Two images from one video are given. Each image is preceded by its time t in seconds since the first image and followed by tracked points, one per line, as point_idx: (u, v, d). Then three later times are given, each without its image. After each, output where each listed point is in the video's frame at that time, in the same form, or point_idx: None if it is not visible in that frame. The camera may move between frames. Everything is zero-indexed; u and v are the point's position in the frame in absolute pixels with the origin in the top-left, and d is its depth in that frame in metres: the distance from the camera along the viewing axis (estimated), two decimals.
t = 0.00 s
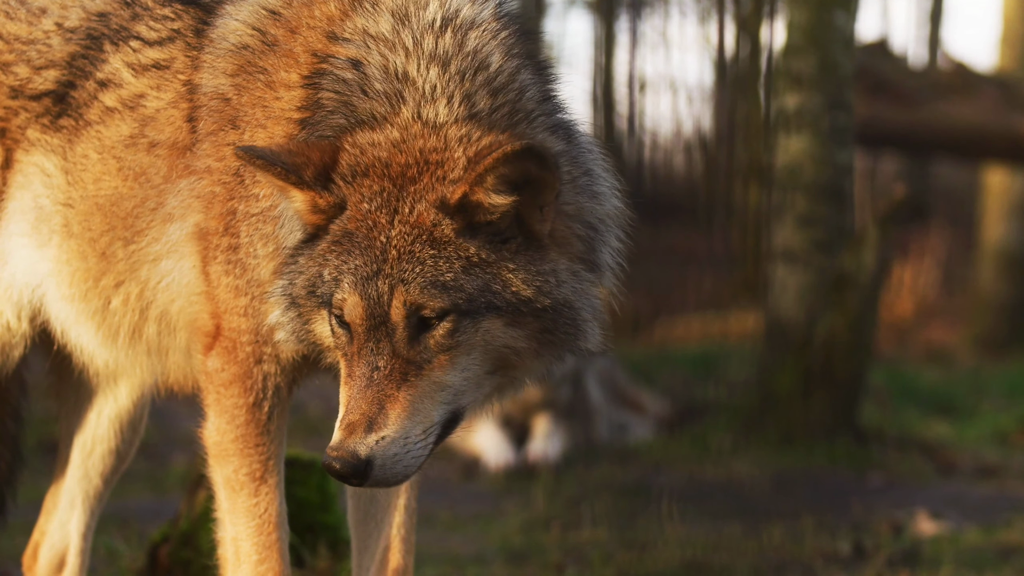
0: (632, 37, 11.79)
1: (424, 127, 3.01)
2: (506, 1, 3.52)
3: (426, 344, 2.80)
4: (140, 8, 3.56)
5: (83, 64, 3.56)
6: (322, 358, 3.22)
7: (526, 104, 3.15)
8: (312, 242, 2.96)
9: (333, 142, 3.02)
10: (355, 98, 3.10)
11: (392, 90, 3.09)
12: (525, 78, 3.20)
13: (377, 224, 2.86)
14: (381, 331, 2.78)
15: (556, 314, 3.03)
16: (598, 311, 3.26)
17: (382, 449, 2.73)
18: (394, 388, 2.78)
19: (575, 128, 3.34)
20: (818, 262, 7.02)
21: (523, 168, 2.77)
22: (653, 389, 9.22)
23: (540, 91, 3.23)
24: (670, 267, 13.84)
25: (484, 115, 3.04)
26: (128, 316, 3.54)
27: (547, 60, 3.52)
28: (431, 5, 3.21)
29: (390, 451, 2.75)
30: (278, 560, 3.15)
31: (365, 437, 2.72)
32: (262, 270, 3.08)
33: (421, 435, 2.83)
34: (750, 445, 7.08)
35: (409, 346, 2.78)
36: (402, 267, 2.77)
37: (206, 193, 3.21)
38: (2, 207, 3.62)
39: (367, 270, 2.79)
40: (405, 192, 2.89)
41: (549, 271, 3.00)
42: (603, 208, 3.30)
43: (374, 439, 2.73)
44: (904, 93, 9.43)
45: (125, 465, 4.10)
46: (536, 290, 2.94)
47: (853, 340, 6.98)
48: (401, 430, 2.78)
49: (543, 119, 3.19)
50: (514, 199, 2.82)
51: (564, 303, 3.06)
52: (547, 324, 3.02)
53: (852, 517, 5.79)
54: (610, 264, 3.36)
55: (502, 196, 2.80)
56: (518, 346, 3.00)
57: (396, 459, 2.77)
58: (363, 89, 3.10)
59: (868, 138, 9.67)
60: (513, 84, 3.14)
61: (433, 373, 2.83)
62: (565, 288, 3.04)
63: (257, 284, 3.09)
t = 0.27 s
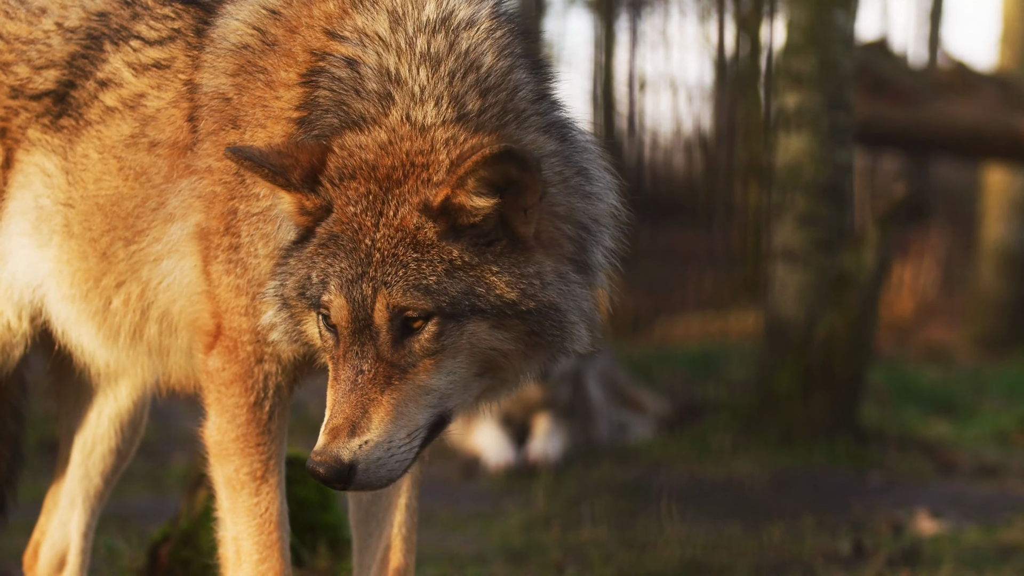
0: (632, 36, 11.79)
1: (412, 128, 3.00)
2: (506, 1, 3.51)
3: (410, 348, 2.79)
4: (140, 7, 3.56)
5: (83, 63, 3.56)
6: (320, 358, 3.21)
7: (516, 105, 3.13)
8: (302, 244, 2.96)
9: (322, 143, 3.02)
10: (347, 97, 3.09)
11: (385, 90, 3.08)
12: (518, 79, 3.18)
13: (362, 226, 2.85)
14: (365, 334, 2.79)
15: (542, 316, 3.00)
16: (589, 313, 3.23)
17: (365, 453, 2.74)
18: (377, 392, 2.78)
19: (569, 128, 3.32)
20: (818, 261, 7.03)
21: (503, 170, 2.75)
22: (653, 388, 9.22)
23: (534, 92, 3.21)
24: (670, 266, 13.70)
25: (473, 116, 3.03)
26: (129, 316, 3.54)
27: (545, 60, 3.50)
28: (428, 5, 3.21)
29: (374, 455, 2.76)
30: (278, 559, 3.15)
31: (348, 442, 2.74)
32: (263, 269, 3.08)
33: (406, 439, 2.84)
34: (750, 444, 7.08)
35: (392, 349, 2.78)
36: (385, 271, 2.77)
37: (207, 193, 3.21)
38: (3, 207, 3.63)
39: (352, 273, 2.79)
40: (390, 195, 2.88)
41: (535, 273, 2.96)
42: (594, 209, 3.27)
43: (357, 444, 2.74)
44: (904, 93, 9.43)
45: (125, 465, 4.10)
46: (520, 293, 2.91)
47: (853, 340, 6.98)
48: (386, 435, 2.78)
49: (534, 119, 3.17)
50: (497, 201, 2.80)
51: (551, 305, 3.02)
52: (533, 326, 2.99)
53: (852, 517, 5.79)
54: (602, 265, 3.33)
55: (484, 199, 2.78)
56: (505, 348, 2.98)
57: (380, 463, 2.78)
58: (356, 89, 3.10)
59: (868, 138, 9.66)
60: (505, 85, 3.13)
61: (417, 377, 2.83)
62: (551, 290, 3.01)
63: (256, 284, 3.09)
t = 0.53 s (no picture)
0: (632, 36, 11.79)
1: (403, 129, 3.01)
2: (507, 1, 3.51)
3: (396, 350, 2.81)
4: (140, 7, 3.56)
5: (84, 63, 3.56)
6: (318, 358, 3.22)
7: (509, 106, 3.13)
8: (293, 245, 2.97)
9: (314, 142, 3.02)
10: (343, 97, 3.10)
11: (379, 90, 3.08)
12: (513, 81, 3.18)
13: (349, 227, 2.87)
14: (351, 335, 2.81)
15: (528, 319, 2.99)
16: (580, 316, 3.22)
17: (348, 455, 2.77)
18: (362, 394, 2.81)
19: (565, 130, 3.31)
20: (819, 260, 7.02)
21: (488, 172, 2.75)
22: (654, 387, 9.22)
23: (528, 93, 3.21)
24: (670, 265, 13.69)
25: (465, 118, 3.03)
26: (130, 316, 3.55)
27: (545, 62, 3.50)
28: (429, 5, 3.20)
29: (357, 457, 2.79)
30: (279, 559, 3.16)
31: (331, 443, 2.77)
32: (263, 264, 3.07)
33: (390, 440, 2.86)
34: (750, 443, 7.08)
35: (378, 350, 2.81)
36: (371, 272, 2.79)
37: (207, 193, 3.22)
38: (4, 208, 3.63)
39: (338, 274, 2.81)
40: (377, 196, 2.89)
41: (522, 275, 2.96)
42: (586, 212, 3.26)
43: (340, 445, 2.77)
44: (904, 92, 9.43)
45: (125, 464, 4.10)
46: (505, 295, 2.91)
47: (853, 339, 6.98)
48: (369, 436, 2.81)
49: (528, 121, 3.17)
50: (483, 203, 2.80)
51: (538, 308, 3.01)
52: (519, 329, 2.98)
53: (852, 516, 5.79)
54: (594, 268, 3.32)
55: (469, 200, 2.79)
56: (491, 350, 2.98)
57: (364, 463, 2.80)
58: (351, 88, 3.10)
59: (868, 137, 9.66)
60: (500, 88, 3.13)
61: (403, 378, 2.85)
62: (540, 293, 3.00)
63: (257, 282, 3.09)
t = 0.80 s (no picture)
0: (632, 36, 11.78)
1: (394, 129, 3.01)
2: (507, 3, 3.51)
3: (381, 350, 2.81)
4: (141, 7, 3.56)
5: (85, 63, 3.56)
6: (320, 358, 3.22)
7: (503, 108, 3.13)
8: (281, 243, 2.98)
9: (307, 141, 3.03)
10: (338, 95, 3.10)
11: (373, 90, 3.08)
12: (508, 83, 3.18)
13: (337, 226, 2.88)
14: (336, 334, 2.82)
15: (515, 321, 2.97)
16: (569, 320, 3.21)
17: (330, 453, 2.77)
18: (345, 392, 2.80)
19: (560, 133, 3.31)
20: (819, 260, 7.02)
21: (473, 171, 2.76)
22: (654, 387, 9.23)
23: (523, 95, 3.21)
24: (670, 265, 13.70)
25: (457, 119, 3.03)
26: (131, 316, 3.55)
27: (543, 65, 3.49)
28: (428, 6, 3.21)
29: (338, 455, 2.78)
30: (279, 559, 3.16)
31: (313, 441, 2.76)
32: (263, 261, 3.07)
33: (372, 439, 2.85)
34: (750, 443, 7.08)
35: (362, 349, 2.81)
36: (357, 271, 2.79)
37: (207, 193, 3.22)
38: (5, 208, 3.63)
39: (325, 272, 2.82)
40: (366, 195, 2.90)
41: (508, 277, 2.95)
42: (578, 215, 3.26)
43: (322, 443, 2.76)
44: (904, 92, 9.43)
45: (125, 464, 4.10)
46: (491, 296, 2.90)
47: (853, 339, 6.98)
48: (350, 435, 2.80)
49: (521, 123, 3.17)
50: (469, 202, 2.80)
51: (524, 310, 2.99)
52: (506, 330, 2.97)
53: (852, 516, 5.79)
54: (585, 272, 3.31)
55: (455, 199, 2.79)
56: (478, 352, 2.97)
57: (346, 462, 2.80)
58: (346, 88, 3.10)
59: (868, 137, 9.66)
60: (494, 90, 3.13)
61: (387, 378, 2.85)
62: (528, 295, 3.00)
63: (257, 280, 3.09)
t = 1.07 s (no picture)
0: (632, 35, 11.76)
1: (387, 127, 3.01)
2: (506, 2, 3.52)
3: (370, 345, 2.82)
4: (142, 5, 3.56)
5: (85, 62, 3.56)
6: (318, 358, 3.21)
7: (498, 107, 3.13)
8: (273, 239, 2.98)
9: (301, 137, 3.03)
10: (334, 92, 3.10)
11: (369, 88, 3.08)
12: (505, 82, 3.18)
13: (328, 222, 2.88)
14: (326, 329, 2.82)
15: (505, 318, 2.97)
16: (562, 319, 3.21)
17: (317, 447, 2.78)
18: (333, 387, 2.81)
19: (556, 133, 3.31)
20: (819, 259, 7.02)
21: (464, 167, 2.77)
22: (654, 386, 9.24)
23: (519, 94, 3.21)
24: (670, 265, 13.71)
25: (451, 117, 3.03)
26: (132, 316, 3.55)
27: (542, 65, 3.50)
28: (426, 5, 3.21)
29: (326, 450, 2.79)
30: (280, 558, 3.16)
31: (301, 435, 2.77)
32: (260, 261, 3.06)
33: (361, 435, 2.86)
34: (750, 442, 7.08)
35: (352, 345, 2.81)
36: (347, 266, 2.80)
37: (206, 192, 3.22)
38: (6, 207, 3.63)
39: (316, 267, 2.83)
40: (358, 191, 2.91)
41: (498, 274, 2.94)
42: (572, 215, 3.26)
43: (310, 438, 2.77)
44: (904, 91, 9.42)
45: (126, 464, 4.10)
46: (481, 293, 2.90)
47: (854, 339, 6.98)
48: (338, 430, 2.81)
49: (517, 122, 3.17)
50: (459, 198, 2.81)
51: (515, 308, 2.99)
52: (496, 328, 2.96)
53: (853, 515, 5.79)
54: (578, 272, 3.30)
55: (446, 195, 2.79)
56: (468, 349, 2.97)
57: (334, 457, 2.80)
58: (341, 85, 3.10)
59: (868, 136, 9.66)
60: (490, 89, 3.13)
61: (376, 374, 2.85)
62: (519, 293, 2.99)
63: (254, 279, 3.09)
